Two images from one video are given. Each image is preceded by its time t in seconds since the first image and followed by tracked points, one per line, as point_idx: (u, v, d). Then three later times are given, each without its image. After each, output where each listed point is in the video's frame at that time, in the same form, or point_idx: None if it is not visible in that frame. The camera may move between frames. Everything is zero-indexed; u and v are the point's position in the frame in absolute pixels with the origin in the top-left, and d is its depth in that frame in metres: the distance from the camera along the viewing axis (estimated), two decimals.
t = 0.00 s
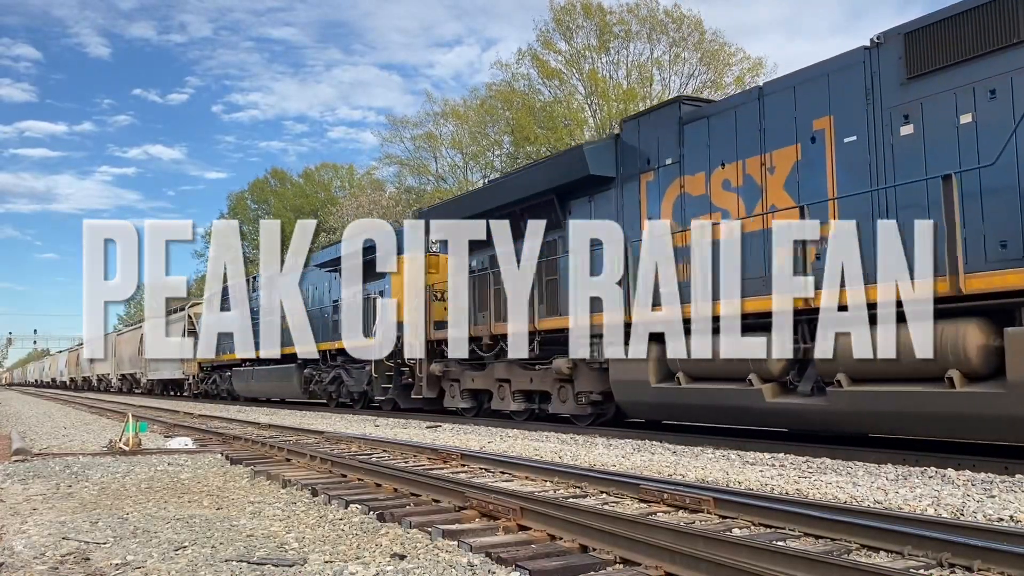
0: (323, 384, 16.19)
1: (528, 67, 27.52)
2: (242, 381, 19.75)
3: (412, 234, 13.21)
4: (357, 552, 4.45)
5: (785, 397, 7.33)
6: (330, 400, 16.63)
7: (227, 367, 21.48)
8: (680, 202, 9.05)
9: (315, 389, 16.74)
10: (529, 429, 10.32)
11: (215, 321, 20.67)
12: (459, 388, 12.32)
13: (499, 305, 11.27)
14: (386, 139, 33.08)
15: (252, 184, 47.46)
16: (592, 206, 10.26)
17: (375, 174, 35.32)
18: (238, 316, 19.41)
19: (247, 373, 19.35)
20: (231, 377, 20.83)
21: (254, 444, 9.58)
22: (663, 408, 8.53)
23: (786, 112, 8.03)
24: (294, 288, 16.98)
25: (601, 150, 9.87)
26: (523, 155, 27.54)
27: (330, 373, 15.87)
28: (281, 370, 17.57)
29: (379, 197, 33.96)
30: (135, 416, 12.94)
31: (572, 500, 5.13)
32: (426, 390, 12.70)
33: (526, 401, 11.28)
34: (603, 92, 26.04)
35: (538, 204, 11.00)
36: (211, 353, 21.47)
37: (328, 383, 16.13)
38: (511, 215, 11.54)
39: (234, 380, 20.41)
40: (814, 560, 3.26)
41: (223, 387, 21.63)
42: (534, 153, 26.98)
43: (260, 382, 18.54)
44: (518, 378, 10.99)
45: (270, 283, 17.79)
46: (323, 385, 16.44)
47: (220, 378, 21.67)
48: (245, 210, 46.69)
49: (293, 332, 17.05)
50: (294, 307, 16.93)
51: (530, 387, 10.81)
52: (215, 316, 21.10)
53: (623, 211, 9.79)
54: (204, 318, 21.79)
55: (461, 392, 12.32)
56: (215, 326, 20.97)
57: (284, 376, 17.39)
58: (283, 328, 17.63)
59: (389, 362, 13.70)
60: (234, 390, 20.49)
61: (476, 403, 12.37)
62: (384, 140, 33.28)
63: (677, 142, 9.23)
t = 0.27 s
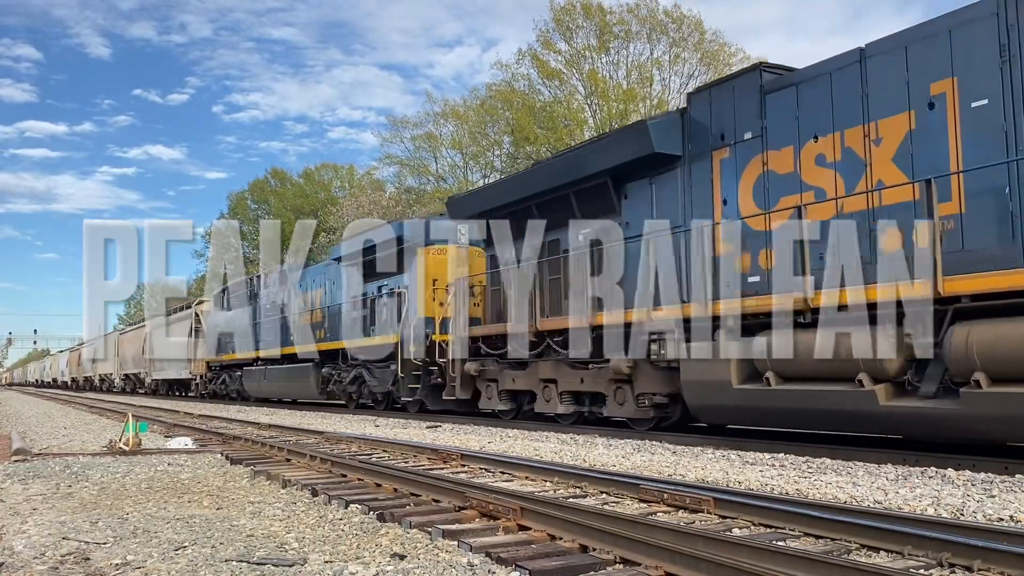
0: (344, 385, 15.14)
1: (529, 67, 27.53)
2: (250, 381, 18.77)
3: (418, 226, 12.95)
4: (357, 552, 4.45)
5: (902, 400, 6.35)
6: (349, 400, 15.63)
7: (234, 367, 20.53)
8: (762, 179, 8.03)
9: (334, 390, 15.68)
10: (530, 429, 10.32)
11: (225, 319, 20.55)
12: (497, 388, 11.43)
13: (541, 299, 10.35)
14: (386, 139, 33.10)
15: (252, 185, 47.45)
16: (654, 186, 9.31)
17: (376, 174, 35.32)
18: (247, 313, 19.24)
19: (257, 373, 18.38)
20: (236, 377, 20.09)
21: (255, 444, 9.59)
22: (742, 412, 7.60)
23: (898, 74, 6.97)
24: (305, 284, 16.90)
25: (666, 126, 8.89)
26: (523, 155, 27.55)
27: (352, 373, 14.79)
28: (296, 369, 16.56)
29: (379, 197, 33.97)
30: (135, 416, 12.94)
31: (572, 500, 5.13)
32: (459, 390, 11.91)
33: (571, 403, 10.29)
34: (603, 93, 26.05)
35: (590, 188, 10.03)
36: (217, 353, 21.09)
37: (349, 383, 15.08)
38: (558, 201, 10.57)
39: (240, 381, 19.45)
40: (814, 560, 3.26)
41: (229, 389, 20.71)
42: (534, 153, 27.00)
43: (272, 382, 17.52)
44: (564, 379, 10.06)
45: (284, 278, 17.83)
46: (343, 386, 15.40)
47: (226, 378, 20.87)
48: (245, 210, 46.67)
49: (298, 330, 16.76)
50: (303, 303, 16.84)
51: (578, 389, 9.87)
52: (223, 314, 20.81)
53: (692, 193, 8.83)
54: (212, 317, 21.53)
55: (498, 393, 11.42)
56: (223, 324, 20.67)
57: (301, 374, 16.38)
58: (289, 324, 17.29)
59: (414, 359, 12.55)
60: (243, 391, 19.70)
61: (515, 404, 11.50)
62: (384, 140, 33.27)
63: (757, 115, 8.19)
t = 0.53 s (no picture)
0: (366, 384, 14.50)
1: (528, 67, 27.51)
2: (266, 381, 18.20)
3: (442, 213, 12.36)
4: (357, 552, 4.45)
5: None
6: (371, 401, 14.97)
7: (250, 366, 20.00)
8: (865, 152, 7.11)
9: (357, 390, 15.02)
10: (529, 429, 10.32)
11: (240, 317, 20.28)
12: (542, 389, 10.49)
13: (591, 290, 9.49)
14: (386, 139, 33.12)
15: (252, 184, 47.44)
16: (731, 164, 8.38)
17: (376, 173, 35.31)
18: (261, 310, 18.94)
19: (274, 372, 17.83)
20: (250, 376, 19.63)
21: (255, 444, 9.59)
22: (840, 416, 6.64)
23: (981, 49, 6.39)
24: (321, 280, 16.54)
25: (748, 94, 7.98)
26: (523, 155, 27.54)
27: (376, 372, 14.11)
28: (316, 367, 15.97)
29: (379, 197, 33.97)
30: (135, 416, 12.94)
31: (572, 500, 5.13)
32: (499, 391, 11.02)
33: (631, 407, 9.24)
34: (603, 92, 26.04)
35: (656, 166, 9.07)
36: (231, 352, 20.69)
37: (372, 383, 14.43)
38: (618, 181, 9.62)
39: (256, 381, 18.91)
40: (814, 560, 3.26)
41: (242, 389, 20.18)
42: (534, 152, 27.01)
43: (290, 381, 16.93)
44: (621, 380, 9.11)
45: (301, 273, 17.53)
46: (365, 386, 14.76)
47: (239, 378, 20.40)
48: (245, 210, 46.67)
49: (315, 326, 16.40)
50: (319, 299, 16.50)
51: (638, 390, 8.89)
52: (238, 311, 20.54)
53: (779, 171, 7.88)
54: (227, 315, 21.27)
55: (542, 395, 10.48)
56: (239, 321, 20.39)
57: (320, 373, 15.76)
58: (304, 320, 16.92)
59: (447, 358, 11.85)
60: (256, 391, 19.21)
61: (561, 407, 10.53)
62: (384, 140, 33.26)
63: (859, 80, 7.27)
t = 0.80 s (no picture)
0: (390, 384, 13.95)
1: (528, 67, 27.52)
2: (281, 380, 17.74)
3: (477, 200, 11.91)
4: (357, 552, 4.45)
5: None
6: (394, 402, 14.34)
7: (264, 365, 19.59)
8: (1000, 118, 6.01)
9: (380, 391, 14.45)
10: (530, 429, 10.33)
11: (254, 314, 20.01)
12: (594, 390, 9.58)
13: (654, 283, 8.78)
14: (386, 139, 33.13)
15: (252, 184, 47.46)
16: (825, 136, 7.31)
17: (376, 173, 35.33)
18: (275, 306, 18.67)
19: (289, 370, 17.37)
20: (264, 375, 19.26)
21: (255, 444, 9.59)
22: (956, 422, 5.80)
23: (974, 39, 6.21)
24: (341, 274, 16.30)
25: (853, 55, 6.86)
26: (523, 155, 27.56)
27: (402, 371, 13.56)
28: (336, 366, 15.50)
29: (378, 197, 33.97)
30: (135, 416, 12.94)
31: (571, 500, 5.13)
32: (545, 393, 10.19)
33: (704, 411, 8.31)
34: (603, 93, 26.04)
35: (729, 143, 8.10)
36: (243, 350, 20.38)
37: (396, 384, 13.90)
38: (683, 161, 8.66)
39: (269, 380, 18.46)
40: (814, 560, 3.26)
41: (255, 389, 19.78)
42: (534, 152, 27.03)
43: (307, 381, 16.49)
44: (692, 380, 8.25)
45: (321, 267, 17.35)
46: (389, 386, 14.23)
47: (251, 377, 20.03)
48: (245, 210, 46.70)
49: (335, 322, 16.17)
50: (340, 294, 16.28)
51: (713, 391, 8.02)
52: (251, 308, 20.27)
53: (886, 144, 6.78)
54: (240, 313, 21.02)
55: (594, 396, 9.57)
56: (252, 318, 20.12)
57: (341, 372, 15.27)
58: (324, 316, 16.70)
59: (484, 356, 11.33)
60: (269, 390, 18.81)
61: (618, 410, 9.57)
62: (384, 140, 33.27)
63: (993, 34, 6.12)
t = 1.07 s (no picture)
0: (419, 384, 13.01)
1: (529, 67, 27.51)
2: (298, 380, 17.01)
3: (517, 185, 11.01)
4: (357, 552, 4.45)
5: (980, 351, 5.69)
6: (423, 403, 13.40)
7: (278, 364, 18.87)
8: None
9: (407, 390, 13.52)
10: (530, 429, 10.31)
11: (266, 311, 19.34)
12: (657, 391, 8.61)
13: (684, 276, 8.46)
14: (386, 139, 33.12)
15: (252, 185, 47.46)
16: (948, 100, 6.33)
17: (376, 173, 35.34)
18: (287, 302, 17.97)
19: (307, 369, 16.63)
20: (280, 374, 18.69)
21: (254, 444, 9.58)
22: None
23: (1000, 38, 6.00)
24: (360, 269, 15.56)
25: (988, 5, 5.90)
26: (523, 155, 27.55)
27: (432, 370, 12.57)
28: (359, 365, 14.67)
29: (378, 197, 33.95)
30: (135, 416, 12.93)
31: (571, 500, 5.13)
32: (601, 394, 9.18)
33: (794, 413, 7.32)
34: (603, 92, 26.05)
35: (825, 111, 7.14)
36: (256, 348, 19.71)
37: (424, 384, 13.00)
38: (763, 133, 7.73)
39: (284, 379, 17.76)
40: (814, 560, 3.26)
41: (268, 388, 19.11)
42: (534, 152, 27.05)
43: (325, 381, 15.78)
44: (780, 381, 7.28)
45: (337, 261, 16.64)
46: (417, 386, 13.30)
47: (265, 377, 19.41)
48: (245, 210, 46.68)
49: (352, 320, 15.48)
50: (358, 288, 15.54)
51: (808, 394, 7.06)
52: (263, 306, 19.60)
53: (914, 142, 6.56)
54: (252, 309, 20.39)
55: (659, 398, 8.60)
56: (264, 315, 19.45)
57: (364, 370, 14.46)
58: (342, 313, 15.99)
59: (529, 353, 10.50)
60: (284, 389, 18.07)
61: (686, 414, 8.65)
62: (384, 140, 33.27)
63: None
